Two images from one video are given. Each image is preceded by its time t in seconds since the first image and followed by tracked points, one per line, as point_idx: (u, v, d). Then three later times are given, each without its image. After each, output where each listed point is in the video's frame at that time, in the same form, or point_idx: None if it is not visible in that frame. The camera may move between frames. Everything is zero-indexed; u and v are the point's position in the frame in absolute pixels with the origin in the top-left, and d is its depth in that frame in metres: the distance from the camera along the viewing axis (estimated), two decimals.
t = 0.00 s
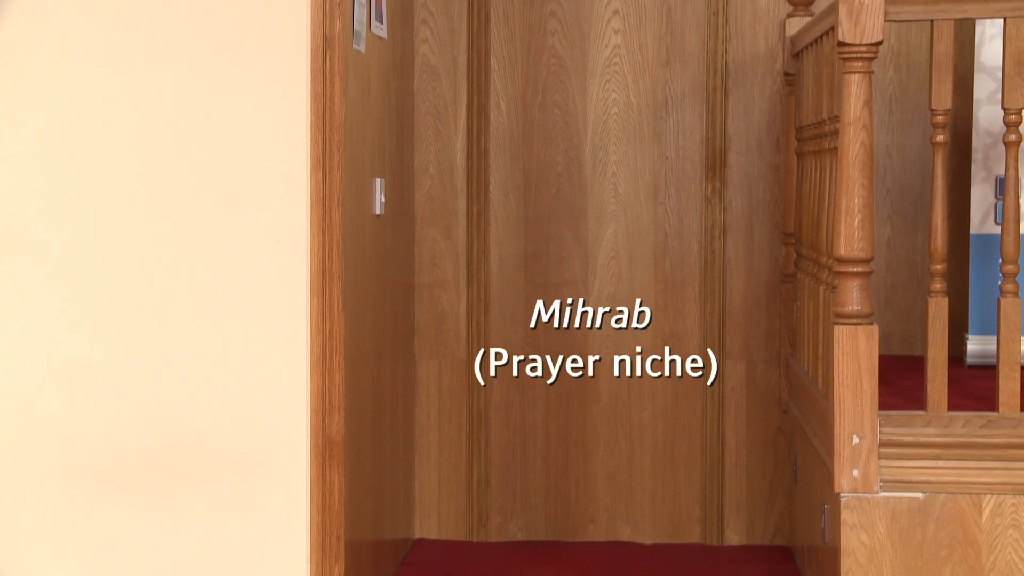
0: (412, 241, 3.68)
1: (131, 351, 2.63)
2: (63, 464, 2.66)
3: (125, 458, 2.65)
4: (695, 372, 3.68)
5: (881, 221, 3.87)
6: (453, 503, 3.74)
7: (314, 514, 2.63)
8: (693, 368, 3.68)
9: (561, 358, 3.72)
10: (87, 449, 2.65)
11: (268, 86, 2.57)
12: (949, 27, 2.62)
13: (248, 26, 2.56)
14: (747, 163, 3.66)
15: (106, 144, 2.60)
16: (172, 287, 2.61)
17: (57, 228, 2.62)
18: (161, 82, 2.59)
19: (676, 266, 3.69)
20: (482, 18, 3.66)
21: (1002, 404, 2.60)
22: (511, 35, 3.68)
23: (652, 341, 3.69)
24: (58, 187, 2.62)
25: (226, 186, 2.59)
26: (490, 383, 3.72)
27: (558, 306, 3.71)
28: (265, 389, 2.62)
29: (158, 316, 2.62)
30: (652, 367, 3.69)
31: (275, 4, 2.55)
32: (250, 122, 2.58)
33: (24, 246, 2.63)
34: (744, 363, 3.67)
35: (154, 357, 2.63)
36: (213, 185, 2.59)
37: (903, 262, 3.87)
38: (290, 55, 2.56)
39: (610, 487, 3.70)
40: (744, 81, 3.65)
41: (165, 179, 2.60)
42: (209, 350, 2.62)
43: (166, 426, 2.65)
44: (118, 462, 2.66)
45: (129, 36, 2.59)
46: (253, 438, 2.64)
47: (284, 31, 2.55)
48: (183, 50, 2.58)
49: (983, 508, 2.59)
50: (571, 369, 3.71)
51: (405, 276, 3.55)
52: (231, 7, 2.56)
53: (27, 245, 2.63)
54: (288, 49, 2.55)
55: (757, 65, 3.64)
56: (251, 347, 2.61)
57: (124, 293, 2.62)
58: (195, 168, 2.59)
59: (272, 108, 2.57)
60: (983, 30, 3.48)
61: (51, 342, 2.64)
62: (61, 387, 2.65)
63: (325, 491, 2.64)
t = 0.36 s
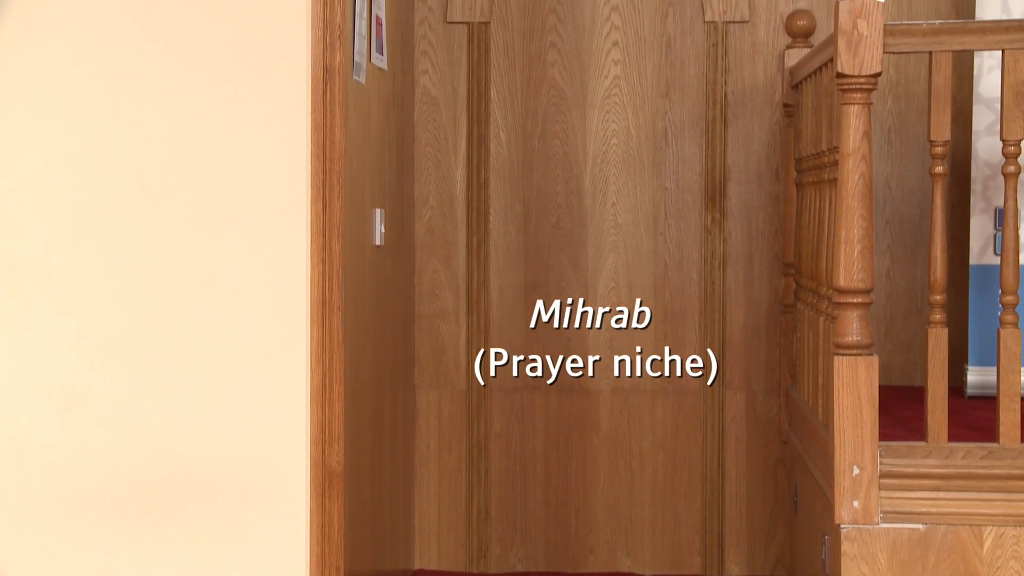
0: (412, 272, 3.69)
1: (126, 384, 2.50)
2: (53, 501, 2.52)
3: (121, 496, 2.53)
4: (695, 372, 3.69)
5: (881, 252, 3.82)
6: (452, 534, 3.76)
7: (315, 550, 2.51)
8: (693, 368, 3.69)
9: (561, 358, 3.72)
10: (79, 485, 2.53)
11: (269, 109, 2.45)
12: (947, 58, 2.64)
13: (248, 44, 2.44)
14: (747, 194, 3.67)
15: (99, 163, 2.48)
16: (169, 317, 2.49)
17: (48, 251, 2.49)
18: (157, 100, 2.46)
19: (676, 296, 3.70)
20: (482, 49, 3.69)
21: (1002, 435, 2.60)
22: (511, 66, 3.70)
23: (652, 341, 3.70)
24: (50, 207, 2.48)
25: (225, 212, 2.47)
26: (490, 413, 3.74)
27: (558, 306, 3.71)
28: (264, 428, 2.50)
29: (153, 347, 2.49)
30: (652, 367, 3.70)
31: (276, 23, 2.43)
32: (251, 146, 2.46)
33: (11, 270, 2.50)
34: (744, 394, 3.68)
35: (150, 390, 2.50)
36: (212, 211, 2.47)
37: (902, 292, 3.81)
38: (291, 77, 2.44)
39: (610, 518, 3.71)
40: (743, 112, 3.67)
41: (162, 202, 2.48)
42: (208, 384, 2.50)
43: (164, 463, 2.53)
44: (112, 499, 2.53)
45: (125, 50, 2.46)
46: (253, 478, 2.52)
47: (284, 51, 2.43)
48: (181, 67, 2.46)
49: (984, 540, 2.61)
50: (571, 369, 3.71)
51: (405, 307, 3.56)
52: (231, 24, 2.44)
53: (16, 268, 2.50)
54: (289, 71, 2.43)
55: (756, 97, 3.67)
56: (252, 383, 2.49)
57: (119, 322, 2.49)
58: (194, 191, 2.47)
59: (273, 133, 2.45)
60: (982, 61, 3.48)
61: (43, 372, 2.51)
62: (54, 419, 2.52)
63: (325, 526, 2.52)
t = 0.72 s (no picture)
0: (412, 305, 3.70)
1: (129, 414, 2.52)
2: (58, 532, 2.53)
3: (124, 528, 2.53)
4: (695, 372, 3.69)
5: (880, 285, 3.82)
6: (452, 567, 3.75)
7: None
8: (693, 368, 3.69)
9: (561, 358, 3.72)
10: (82, 517, 2.53)
11: (269, 140, 2.46)
12: (946, 92, 2.66)
13: (248, 77, 2.46)
14: (747, 227, 3.69)
15: (103, 195, 2.49)
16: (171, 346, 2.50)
17: (51, 282, 2.50)
18: (159, 131, 2.48)
19: (676, 329, 3.71)
20: (482, 82, 3.71)
21: (1002, 468, 2.61)
22: (511, 99, 3.72)
23: (652, 342, 3.71)
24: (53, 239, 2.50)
25: (226, 242, 2.49)
26: (490, 446, 3.74)
27: (558, 306, 3.71)
28: (264, 459, 2.51)
29: (156, 377, 2.51)
30: (652, 367, 3.70)
31: (276, 55, 2.45)
32: (251, 178, 2.47)
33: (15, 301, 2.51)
34: (744, 427, 3.68)
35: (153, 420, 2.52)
36: (213, 242, 2.49)
37: (902, 325, 3.81)
38: (290, 108, 2.45)
39: (610, 551, 3.71)
40: (742, 146, 3.69)
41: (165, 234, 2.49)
42: (209, 414, 2.51)
43: (165, 491, 2.54)
44: (115, 529, 2.54)
45: (126, 82, 2.48)
46: (253, 509, 2.52)
47: (283, 82, 2.45)
48: (181, 98, 2.47)
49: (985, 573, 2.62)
50: (570, 369, 3.72)
51: (405, 340, 3.56)
52: (231, 57, 2.46)
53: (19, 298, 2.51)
54: (288, 103, 2.45)
55: (756, 130, 3.69)
56: (252, 413, 2.50)
57: (121, 353, 2.51)
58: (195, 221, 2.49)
59: (272, 164, 2.47)
60: (980, 95, 3.50)
61: (46, 404, 2.52)
62: (59, 451, 2.53)
63: (324, 556, 2.52)
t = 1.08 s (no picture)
0: (412, 339, 3.71)
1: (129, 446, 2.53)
2: (55, 562, 2.53)
3: (123, 560, 2.53)
4: (695, 372, 3.70)
5: (880, 319, 3.82)
6: None
7: None
8: (693, 368, 3.70)
9: (561, 358, 3.74)
10: (81, 549, 2.53)
11: (270, 175, 2.49)
12: (944, 127, 2.68)
13: (249, 113, 2.49)
14: (747, 261, 3.71)
15: (104, 228, 2.51)
16: (171, 379, 2.52)
17: (51, 315, 2.52)
18: (160, 166, 2.51)
19: (676, 363, 3.71)
20: (482, 117, 3.73)
21: (1003, 503, 2.60)
22: (511, 134, 3.75)
23: (652, 342, 3.72)
24: (54, 272, 2.52)
25: (227, 276, 2.51)
26: (490, 480, 3.74)
27: (558, 306, 3.72)
28: (263, 491, 2.52)
29: (156, 409, 2.52)
30: (653, 367, 3.71)
31: (274, 87, 2.48)
32: (251, 212, 2.50)
33: (14, 334, 2.52)
34: (744, 461, 3.69)
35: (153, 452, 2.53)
36: (213, 275, 2.51)
37: (901, 360, 3.81)
38: (291, 140, 2.48)
39: None
40: (742, 180, 3.72)
41: (165, 267, 2.51)
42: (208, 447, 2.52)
43: (163, 521, 2.54)
44: (112, 559, 2.53)
45: (128, 118, 2.51)
46: (252, 537, 2.53)
47: (284, 115, 2.48)
48: (181, 130, 2.50)
49: None
50: (570, 369, 3.73)
51: (405, 374, 3.57)
52: (232, 93, 2.49)
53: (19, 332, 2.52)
54: (289, 139, 2.48)
55: (755, 164, 3.71)
56: (252, 446, 2.51)
57: (121, 385, 2.52)
58: (196, 255, 2.51)
59: (272, 199, 2.49)
60: (979, 129, 3.50)
61: (45, 435, 2.53)
62: (57, 484, 2.53)
63: None
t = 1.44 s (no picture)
0: (412, 373, 3.71)
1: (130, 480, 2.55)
2: None
3: None
4: (695, 372, 3.71)
5: (880, 353, 3.82)
6: None
7: None
8: (693, 368, 3.71)
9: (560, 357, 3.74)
10: None
11: (271, 211, 2.53)
12: (944, 161, 2.68)
13: (250, 149, 2.53)
14: (747, 296, 3.72)
15: (107, 264, 2.54)
16: (172, 410, 2.54)
17: (53, 350, 2.54)
18: (162, 202, 2.54)
19: (676, 397, 3.72)
20: (482, 152, 3.76)
21: (1004, 539, 2.60)
22: (511, 169, 3.77)
23: (652, 341, 3.72)
24: (56, 307, 2.54)
25: (227, 310, 2.53)
26: (489, 515, 3.73)
27: (558, 325, 3.74)
28: (264, 522, 2.53)
29: (157, 443, 2.54)
30: (652, 367, 3.72)
31: (277, 123, 2.52)
32: (252, 248, 2.53)
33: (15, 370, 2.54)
34: (744, 496, 3.70)
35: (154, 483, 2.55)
36: (213, 310, 2.53)
37: (902, 394, 3.80)
38: (292, 175, 2.52)
39: None
40: (742, 214, 3.73)
41: (167, 302, 2.54)
42: (209, 480, 2.54)
43: (164, 552, 2.55)
44: None
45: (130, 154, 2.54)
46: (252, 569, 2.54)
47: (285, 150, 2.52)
48: (184, 164, 2.54)
49: None
50: (571, 369, 3.73)
51: (405, 409, 3.57)
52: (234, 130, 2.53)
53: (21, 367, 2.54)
54: (290, 174, 2.52)
55: (755, 199, 3.73)
56: (252, 477, 2.53)
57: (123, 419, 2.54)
58: (197, 289, 2.54)
59: (273, 234, 2.53)
60: (977, 164, 3.52)
61: (47, 467, 2.54)
62: (59, 518, 2.55)
63: None
